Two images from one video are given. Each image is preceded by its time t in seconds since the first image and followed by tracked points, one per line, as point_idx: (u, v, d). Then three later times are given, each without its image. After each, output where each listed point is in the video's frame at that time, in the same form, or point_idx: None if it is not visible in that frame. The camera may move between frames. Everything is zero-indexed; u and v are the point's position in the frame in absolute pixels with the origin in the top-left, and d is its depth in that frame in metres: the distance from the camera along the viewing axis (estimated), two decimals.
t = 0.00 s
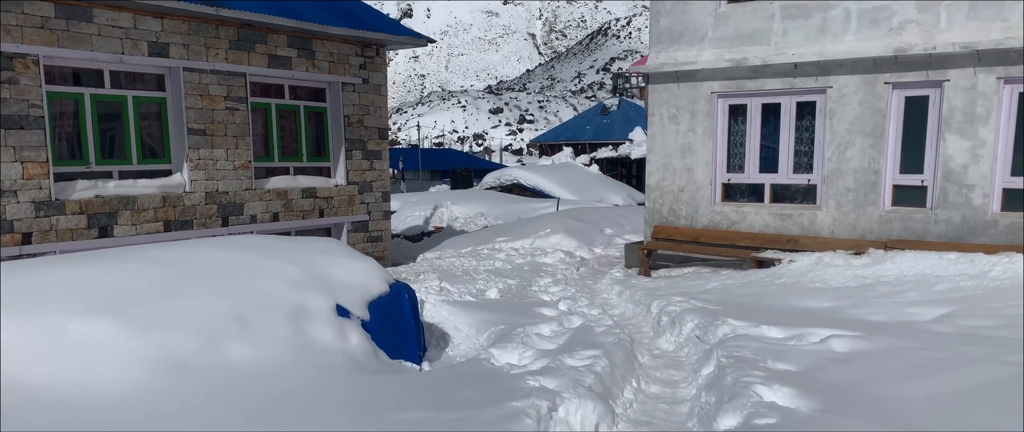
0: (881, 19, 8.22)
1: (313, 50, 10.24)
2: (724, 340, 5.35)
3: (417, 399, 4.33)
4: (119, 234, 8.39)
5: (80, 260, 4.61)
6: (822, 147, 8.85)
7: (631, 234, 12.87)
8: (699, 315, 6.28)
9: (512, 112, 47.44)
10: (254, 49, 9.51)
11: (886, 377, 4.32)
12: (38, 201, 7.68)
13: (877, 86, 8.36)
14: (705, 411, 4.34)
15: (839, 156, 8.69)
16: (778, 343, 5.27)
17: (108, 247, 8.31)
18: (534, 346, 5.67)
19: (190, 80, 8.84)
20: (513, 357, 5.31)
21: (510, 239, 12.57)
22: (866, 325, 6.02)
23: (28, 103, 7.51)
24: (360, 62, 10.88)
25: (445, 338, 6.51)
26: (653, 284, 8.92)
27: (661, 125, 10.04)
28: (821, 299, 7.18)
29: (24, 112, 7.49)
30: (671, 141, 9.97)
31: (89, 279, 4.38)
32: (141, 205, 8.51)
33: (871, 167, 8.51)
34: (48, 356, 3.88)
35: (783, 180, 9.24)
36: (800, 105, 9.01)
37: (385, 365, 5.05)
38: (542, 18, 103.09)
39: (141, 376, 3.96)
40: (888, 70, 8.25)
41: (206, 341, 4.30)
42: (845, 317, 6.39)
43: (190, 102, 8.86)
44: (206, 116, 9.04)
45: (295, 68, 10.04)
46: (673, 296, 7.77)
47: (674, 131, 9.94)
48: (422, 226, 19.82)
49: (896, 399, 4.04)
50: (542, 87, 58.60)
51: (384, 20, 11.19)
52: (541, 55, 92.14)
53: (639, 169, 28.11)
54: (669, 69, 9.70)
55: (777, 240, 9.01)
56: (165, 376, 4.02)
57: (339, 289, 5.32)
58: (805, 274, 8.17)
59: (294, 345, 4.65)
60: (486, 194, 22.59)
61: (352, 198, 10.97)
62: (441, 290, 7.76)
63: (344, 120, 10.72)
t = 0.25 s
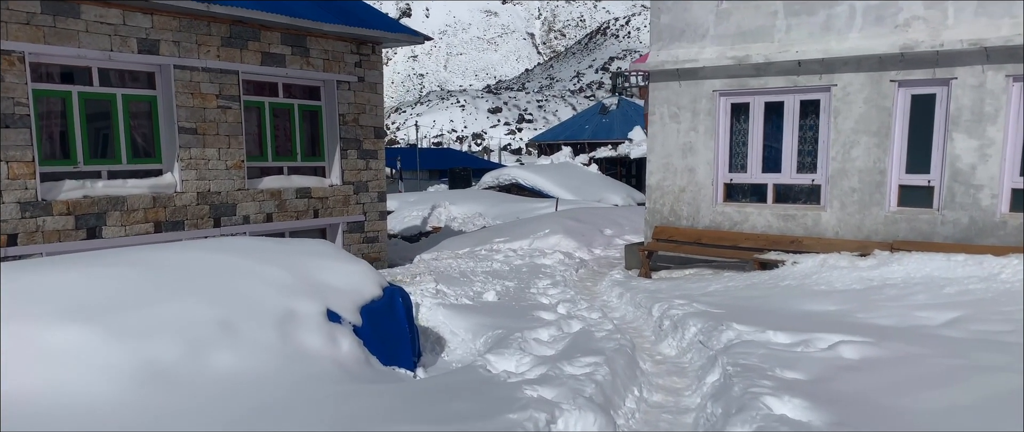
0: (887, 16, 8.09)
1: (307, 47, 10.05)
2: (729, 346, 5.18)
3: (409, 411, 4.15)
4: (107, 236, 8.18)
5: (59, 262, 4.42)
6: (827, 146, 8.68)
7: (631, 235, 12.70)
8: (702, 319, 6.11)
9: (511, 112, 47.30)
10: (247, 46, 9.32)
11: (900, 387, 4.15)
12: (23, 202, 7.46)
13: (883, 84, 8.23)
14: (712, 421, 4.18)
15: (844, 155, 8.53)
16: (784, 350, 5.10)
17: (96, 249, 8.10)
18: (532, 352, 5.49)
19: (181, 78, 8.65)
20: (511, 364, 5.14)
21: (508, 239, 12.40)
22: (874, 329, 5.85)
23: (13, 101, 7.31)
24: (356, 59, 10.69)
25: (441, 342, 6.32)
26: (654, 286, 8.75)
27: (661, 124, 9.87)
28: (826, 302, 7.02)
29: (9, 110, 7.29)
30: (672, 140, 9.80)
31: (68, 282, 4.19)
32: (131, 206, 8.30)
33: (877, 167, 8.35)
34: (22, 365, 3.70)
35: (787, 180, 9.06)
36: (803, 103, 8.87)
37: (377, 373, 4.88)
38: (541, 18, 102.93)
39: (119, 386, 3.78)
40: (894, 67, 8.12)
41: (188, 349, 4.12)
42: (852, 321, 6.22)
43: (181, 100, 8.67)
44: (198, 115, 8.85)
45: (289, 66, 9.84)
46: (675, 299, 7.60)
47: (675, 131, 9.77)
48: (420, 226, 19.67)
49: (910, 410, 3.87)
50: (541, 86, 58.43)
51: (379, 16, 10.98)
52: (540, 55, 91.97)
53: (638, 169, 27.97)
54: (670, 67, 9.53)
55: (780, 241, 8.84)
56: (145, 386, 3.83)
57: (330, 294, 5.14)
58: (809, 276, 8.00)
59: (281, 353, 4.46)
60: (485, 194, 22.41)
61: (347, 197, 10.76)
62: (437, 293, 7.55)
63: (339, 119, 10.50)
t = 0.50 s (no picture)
0: (896, 11, 7.85)
1: (302, 44, 9.83)
2: (738, 354, 4.98)
3: (402, 423, 3.94)
4: (95, 237, 7.96)
5: (36, 263, 4.21)
6: (833, 145, 8.46)
7: (632, 236, 12.48)
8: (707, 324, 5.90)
9: (510, 111, 47.12)
10: (239, 43, 9.09)
11: (919, 400, 3.95)
12: (7, 203, 7.25)
13: (891, 81, 7.99)
14: None
15: (851, 154, 8.31)
16: (794, 358, 4.89)
17: (83, 251, 7.87)
18: (531, 360, 5.27)
19: (171, 75, 8.42)
20: (507, 374, 4.91)
21: (507, 240, 12.18)
22: (885, 334, 5.65)
23: None
24: (351, 57, 10.47)
25: (437, 348, 6.10)
26: (656, 288, 8.54)
27: (663, 123, 9.65)
28: (834, 305, 6.82)
29: None
30: (674, 139, 9.59)
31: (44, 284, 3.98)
32: (120, 207, 8.09)
33: (885, 166, 8.13)
34: None
35: (791, 180, 8.88)
36: (809, 102, 8.64)
37: (369, 381, 4.67)
38: (540, 17, 102.72)
39: (93, 400, 3.59)
40: (903, 64, 7.87)
41: (169, 358, 3.91)
42: (861, 326, 6.02)
43: (172, 98, 8.44)
44: (188, 113, 8.62)
45: (282, 63, 9.62)
46: (678, 302, 7.39)
47: (677, 129, 9.56)
48: (418, 226, 19.49)
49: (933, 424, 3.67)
50: (540, 86, 58.21)
51: (375, 13, 10.77)
52: (539, 55, 91.73)
53: (638, 168, 27.79)
54: (672, 64, 9.32)
55: (785, 242, 8.64)
56: (121, 400, 3.64)
57: (320, 298, 4.92)
58: (815, 278, 7.80)
59: (268, 361, 4.25)
60: (483, 194, 22.19)
61: (343, 198, 10.53)
62: (433, 296, 7.31)
63: (334, 117, 10.29)
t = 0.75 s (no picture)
0: (901, 7, 7.69)
1: (296, 41, 9.64)
2: (743, 361, 4.82)
3: None
4: (83, 238, 7.77)
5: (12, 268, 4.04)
6: (837, 144, 8.30)
7: (632, 236, 12.31)
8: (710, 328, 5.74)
9: (509, 111, 46.98)
10: (231, 40, 8.90)
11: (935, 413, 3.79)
12: None
13: (897, 79, 7.80)
14: None
15: (855, 154, 8.14)
16: (801, 365, 4.72)
17: (71, 252, 7.68)
18: (528, 366, 5.10)
19: (162, 73, 8.23)
20: (504, 382, 4.74)
21: (505, 241, 12.02)
22: (894, 339, 5.48)
23: None
24: (346, 54, 10.30)
25: (433, 353, 5.92)
26: (657, 290, 8.37)
27: (663, 122, 9.49)
28: (840, 309, 6.65)
29: None
30: (674, 138, 9.42)
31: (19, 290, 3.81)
32: (109, 207, 7.90)
33: (890, 166, 7.96)
34: None
35: (794, 180, 8.72)
36: (813, 100, 8.48)
37: (361, 389, 4.50)
38: (539, 17, 102.52)
39: (66, 411, 3.42)
40: (910, 61, 7.69)
41: (148, 366, 3.74)
42: (869, 330, 5.86)
43: (163, 96, 8.25)
44: (179, 111, 8.42)
45: (276, 61, 9.44)
46: (679, 305, 7.23)
47: (678, 128, 9.39)
48: (416, 226, 19.33)
49: None
50: (539, 86, 58.01)
51: (370, 10, 10.60)
52: (538, 54, 91.52)
53: (638, 168, 27.63)
54: (673, 62, 9.15)
55: (788, 243, 8.48)
56: (96, 410, 3.47)
57: (309, 303, 4.75)
58: (820, 280, 7.63)
59: (253, 369, 4.08)
60: (482, 193, 22.01)
61: (338, 197, 10.35)
62: (429, 299, 7.13)
63: (329, 116, 10.11)
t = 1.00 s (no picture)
0: (907, 2, 7.49)
1: (287, 38, 9.43)
2: (747, 368, 4.60)
3: None
4: (66, 239, 7.54)
5: None
6: (841, 143, 8.09)
7: (631, 237, 12.10)
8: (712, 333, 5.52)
9: (508, 111, 46.77)
10: (220, 36, 8.68)
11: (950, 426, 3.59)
12: None
13: (902, 75, 7.59)
14: None
15: (860, 153, 7.94)
16: (807, 373, 4.50)
17: (53, 254, 7.46)
18: (521, 373, 4.88)
19: (147, 69, 8.01)
20: (496, 390, 4.53)
21: (501, 242, 11.80)
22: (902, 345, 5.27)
23: None
24: (339, 51, 10.08)
25: (423, 358, 5.70)
26: (657, 292, 8.16)
27: (663, 120, 9.28)
28: (845, 312, 6.44)
29: None
30: (674, 136, 9.22)
31: None
32: (92, 207, 7.68)
33: (895, 165, 7.75)
34: None
35: (797, 180, 8.51)
36: (816, 98, 8.27)
37: (344, 398, 4.28)
38: (538, 17, 102.31)
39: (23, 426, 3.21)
40: (916, 58, 7.49)
41: (116, 375, 3.53)
42: (876, 334, 5.65)
43: (149, 93, 8.03)
44: (166, 109, 8.21)
45: (267, 57, 9.22)
46: (679, 308, 7.01)
47: (677, 127, 9.18)
48: (413, 227, 19.13)
49: None
50: (539, 86, 57.78)
51: (364, 6, 10.38)
52: (537, 54, 91.28)
53: (637, 168, 27.42)
54: (673, 59, 8.94)
55: (791, 245, 8.27)
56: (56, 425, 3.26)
57: (292, 308, 4.52)
58: (824, 283, 7.42)
59: (230, 378, 3.85)
60: (479, 193, 21.79)
61: (330, 197, 10.13)
62: (421, 301, 6.91)
63: (321, 114, 9.89)
